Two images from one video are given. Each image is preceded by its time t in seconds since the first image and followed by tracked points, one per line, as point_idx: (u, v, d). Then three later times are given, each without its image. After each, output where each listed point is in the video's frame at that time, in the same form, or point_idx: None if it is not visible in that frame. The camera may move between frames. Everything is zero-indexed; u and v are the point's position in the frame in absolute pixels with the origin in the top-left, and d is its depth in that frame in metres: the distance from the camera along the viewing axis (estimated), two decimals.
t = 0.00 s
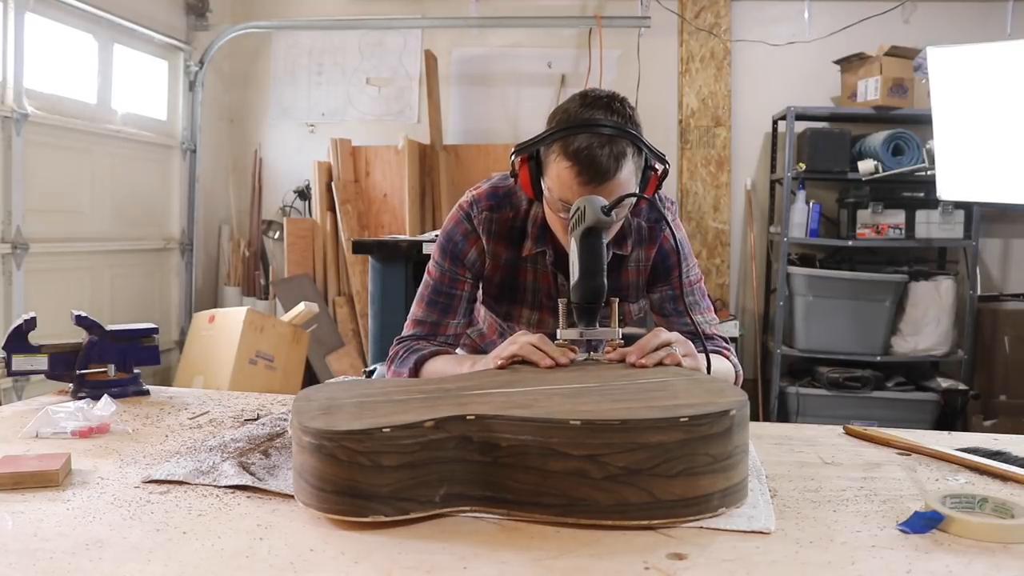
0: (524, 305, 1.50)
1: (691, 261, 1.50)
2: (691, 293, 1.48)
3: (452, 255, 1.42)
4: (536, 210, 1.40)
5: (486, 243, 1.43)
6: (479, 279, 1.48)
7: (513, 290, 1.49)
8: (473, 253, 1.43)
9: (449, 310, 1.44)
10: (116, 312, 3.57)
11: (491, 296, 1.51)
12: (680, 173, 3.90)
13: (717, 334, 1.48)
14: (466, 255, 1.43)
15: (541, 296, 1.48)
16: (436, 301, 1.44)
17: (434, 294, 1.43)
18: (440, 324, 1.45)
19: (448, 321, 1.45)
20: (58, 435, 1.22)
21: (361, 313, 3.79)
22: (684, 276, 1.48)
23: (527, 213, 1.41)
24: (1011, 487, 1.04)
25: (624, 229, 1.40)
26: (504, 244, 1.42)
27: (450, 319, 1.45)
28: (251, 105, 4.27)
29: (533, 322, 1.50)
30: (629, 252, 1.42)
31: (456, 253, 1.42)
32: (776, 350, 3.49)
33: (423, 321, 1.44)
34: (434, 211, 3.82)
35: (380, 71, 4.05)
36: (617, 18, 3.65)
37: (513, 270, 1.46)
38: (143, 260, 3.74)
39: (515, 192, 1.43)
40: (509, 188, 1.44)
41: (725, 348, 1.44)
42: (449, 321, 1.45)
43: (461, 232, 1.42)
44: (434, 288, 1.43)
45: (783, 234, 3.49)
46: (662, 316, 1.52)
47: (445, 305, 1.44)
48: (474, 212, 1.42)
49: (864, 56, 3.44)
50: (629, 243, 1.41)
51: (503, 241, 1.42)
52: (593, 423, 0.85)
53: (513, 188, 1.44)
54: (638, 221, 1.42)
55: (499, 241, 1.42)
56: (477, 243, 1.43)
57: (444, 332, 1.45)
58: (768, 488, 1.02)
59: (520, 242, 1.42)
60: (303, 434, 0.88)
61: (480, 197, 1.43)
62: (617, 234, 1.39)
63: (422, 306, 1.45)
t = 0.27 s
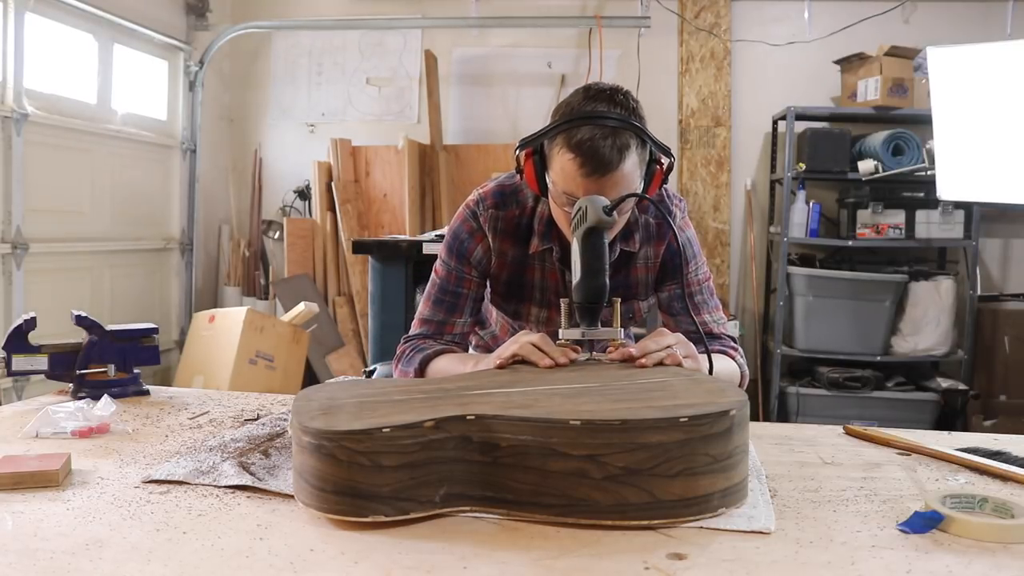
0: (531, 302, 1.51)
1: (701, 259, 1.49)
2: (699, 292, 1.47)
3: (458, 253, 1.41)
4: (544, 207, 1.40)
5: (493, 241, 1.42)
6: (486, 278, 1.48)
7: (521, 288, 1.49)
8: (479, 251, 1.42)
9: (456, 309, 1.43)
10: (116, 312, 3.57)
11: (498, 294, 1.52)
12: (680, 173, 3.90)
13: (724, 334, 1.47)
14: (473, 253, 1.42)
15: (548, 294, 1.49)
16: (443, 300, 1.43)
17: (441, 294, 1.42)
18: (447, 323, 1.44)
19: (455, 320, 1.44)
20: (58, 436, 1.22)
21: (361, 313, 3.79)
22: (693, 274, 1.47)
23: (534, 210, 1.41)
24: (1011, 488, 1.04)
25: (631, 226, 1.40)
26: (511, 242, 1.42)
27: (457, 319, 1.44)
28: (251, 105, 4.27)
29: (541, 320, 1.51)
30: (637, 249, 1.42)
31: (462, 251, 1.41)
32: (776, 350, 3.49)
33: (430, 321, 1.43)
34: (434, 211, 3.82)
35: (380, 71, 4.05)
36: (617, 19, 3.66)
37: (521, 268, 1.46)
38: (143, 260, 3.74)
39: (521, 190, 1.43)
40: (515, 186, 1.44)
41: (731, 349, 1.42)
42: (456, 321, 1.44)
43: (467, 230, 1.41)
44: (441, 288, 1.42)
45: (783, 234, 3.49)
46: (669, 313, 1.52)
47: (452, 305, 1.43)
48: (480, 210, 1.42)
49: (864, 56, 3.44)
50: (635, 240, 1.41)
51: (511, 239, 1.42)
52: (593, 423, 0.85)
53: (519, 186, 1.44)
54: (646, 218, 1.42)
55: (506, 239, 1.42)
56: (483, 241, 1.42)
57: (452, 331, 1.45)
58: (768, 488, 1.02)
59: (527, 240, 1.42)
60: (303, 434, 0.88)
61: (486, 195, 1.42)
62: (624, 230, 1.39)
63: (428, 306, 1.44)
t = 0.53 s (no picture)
0: (529, 300, 1.51)
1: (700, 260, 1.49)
2: (697, 293, 1.47)
3: (456, 251, 1.41)
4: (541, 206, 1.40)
5: (490, 239, 1.42)
6: (483, 275, 1.48)
7: (518, 286, 1.49)
8: (477, 249, 1.43)
9: (454, 307, 1.44)
10: (116, 312, 3.57)
11: (496, 291, 1.52)
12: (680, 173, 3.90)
13: (722, 336, 1.47)
14: (471, 251, 1.42)
15: (546, 292, 1.49)
16: (441, 299, 1.43)
17: (439, 292, 1.43)
18: (445, 321, 1.44)
19: (453, 318, 1.44)
20: (58, 435, 1.22)
21: (361, 313, 3.79)
22: (692, 275, 1.47)
23: (531, 208, 1.41)
24: (1012, 488, 1.04)
25: (628, 224, 1.41)
26: (508, 240, 1.42)
27: (454, 316, 1.45)
28: (251, 105, 4.27)
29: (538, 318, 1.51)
30: (635, 248, 1.43)
31: (460, 250, 1.42)
32: (776, 350, 3.49)
33: (428, 319, 1.44)
34: (434, 211, 3.82)
35: (380, 71, 4.06)
36: (617, 19, 3.66)
37: (518, 266, 1.46)
38: (143, 260, 3.74)
39: (519, 187, 1.43)
40: (512, 183, 1.44)
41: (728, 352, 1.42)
42: (453, 319, 1.44)
43: (464, 228, 1.41)
44: (439, 286, 1.42)
45: (783, 234, 3.49)
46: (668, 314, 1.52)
47: (450, 302, 1.43)
48: (477, 208, 1.41)
49: (864, 56, 3.44)
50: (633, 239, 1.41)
51: (508, 237, 1.42)
52: (593, 423, 0.85)
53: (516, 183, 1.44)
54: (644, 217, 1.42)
55: (503, 237, 1.42)
56: (480, 239, 1.42)
57: (449, 329, 1.45)
58: (768, 488, 1.02)
59: (524, 239, 1.42)
60: (303, 435, 0.88)
61: (483, 193, 1.42)
62: (622, 229, 1.40)
63: (426, 304, 1.44)
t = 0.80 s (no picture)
0: (534, 301, 1.50)
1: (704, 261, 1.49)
2: (701, 294, 1.48)
3: (460, 251, 1.43)
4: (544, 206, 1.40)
5: (494, 238, 1.42)
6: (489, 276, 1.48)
7: (523, 288, 1.49)
8: (481, 249, 1.44)
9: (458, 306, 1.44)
10: (116, 312, 3.57)
11: (502, 293, 1.51)
12: (680, 173, 3.90)
13: (726, 338, 1.47)
14: (475, 251, 1.43)
15: (551, 293, 1.48)
16: (446, 298, 1.44)
17: (443, 291, 1.44)
18: (449, 321, 1.45)
19: (457, 318, 1.45)
20: (58, 435, 1.22)
21: (361, 313, 3.80)
22: (696, 276, 1.47)
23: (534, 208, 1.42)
24: (1011, 487, 1.04)
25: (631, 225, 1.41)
26: (512, 240, 1.43)
27: (459, 316, 1.45)
28: (250, 105, 4.27)
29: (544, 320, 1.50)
30: (638, 248, 1.43)
31: (464, 249, 1.43)
32: (776, 350, 3.49)
33: (433, 319, 1.45)
34: (434, 210, 3.82)
35: (380, 71, 4.06)
36: (617, 19, 3.66)
37: (522, 267, 1.46)
38: (143, 260, 3.74)
39: (522, 188, 1.44)
40: (516, 183, 1.45)
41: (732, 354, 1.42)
42: (458, 319, 1.45)
43: (469, 228, 1.42)
44: (444, 285, 1.43)
45: (783, 234, 3.49)
46: (672, 315, 1.52)
47: (454, 302, 1.44)
48: (480, 208, 1.43)
49: (864, 56, 3.44)
50: (636, 239, 1.42)
51: (512, 238, 1.42)
52: (593, 423, 0.85)
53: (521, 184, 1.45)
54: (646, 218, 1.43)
55: (507, 237, 1.42)
56: (485, 239, 1.43)
57: (454, 329, 1.45)
58: (768, 488, 1.02)
59: (528, 239, 1.43)
60: (303, 435, 0.88)
61: (487, 193, 1.43)
62: (625, 229, 1.40)
63: (431, 303, 1.45)
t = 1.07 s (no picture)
0: (550, 302, 1.48)
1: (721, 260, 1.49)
2: (716, 293, 1.47)
3: (473, 252, 1.44)
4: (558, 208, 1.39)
5: (507, 240, 1.42)
6: (503, 277, 1.48)
7: (537, 289, 1.47)
8: (495, 250, 1.44)
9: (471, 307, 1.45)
10: (116, 312, 3.57)
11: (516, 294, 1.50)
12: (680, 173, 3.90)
13: (741, 339, 1.46)
14: (488, 252, 1.44)
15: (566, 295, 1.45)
16: (458, 299, 1.45)
17: (456, 291, 1.45)
18: (462, 322, 1.45)
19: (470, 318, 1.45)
20: (58, 435, 1.22)
21: (361, 313, 3.80)
22: (711, 275, 1.47)
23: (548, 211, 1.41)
24: (1011, 488, 1.04)
25: (643, 225, 1.43)
26: (525, 241, 1.42)
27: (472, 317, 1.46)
28: (250, 105, 4.27)
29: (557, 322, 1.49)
30: (653, 247, 1.44)
31: (478, 250, 1.44)
32: (776, 349, 3.49)
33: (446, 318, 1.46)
34: (434, 211, 3.82)
35: (380, 71, 4.05)
36: (617, 19, 3.66)
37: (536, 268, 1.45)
38: (143, 260, 3.74)
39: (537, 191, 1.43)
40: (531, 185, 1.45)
41: (744, 352, 1.42)
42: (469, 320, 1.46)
43: (483, 229, 1.43)
44: (456, 286, 1.45)
45: (783, 234, 3.49)
46: (687, 315, 1.51)
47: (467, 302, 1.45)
48: (495, 209, 1.43)
49: (864, 56, 3.44)
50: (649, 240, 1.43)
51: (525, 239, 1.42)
52: (593, 423, 0.85)
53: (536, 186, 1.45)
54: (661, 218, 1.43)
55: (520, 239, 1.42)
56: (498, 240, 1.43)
57: (466, 330, 1.46)
58: (768, 488, 1.02)
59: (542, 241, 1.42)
60: (303, 435, 0.88)
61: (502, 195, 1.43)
62: (638, 230, 1.42)
63: (444, 303, 1.46)
